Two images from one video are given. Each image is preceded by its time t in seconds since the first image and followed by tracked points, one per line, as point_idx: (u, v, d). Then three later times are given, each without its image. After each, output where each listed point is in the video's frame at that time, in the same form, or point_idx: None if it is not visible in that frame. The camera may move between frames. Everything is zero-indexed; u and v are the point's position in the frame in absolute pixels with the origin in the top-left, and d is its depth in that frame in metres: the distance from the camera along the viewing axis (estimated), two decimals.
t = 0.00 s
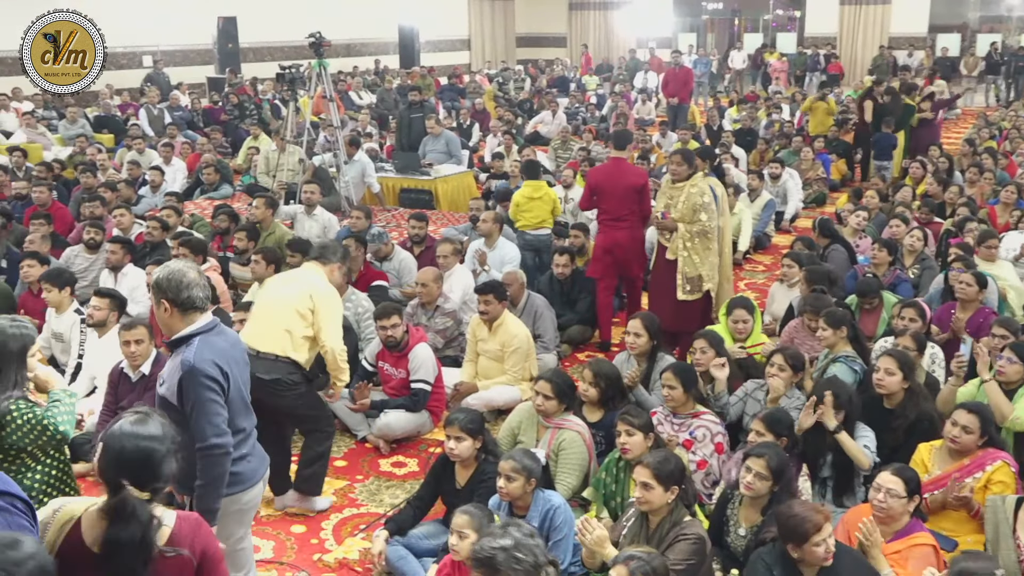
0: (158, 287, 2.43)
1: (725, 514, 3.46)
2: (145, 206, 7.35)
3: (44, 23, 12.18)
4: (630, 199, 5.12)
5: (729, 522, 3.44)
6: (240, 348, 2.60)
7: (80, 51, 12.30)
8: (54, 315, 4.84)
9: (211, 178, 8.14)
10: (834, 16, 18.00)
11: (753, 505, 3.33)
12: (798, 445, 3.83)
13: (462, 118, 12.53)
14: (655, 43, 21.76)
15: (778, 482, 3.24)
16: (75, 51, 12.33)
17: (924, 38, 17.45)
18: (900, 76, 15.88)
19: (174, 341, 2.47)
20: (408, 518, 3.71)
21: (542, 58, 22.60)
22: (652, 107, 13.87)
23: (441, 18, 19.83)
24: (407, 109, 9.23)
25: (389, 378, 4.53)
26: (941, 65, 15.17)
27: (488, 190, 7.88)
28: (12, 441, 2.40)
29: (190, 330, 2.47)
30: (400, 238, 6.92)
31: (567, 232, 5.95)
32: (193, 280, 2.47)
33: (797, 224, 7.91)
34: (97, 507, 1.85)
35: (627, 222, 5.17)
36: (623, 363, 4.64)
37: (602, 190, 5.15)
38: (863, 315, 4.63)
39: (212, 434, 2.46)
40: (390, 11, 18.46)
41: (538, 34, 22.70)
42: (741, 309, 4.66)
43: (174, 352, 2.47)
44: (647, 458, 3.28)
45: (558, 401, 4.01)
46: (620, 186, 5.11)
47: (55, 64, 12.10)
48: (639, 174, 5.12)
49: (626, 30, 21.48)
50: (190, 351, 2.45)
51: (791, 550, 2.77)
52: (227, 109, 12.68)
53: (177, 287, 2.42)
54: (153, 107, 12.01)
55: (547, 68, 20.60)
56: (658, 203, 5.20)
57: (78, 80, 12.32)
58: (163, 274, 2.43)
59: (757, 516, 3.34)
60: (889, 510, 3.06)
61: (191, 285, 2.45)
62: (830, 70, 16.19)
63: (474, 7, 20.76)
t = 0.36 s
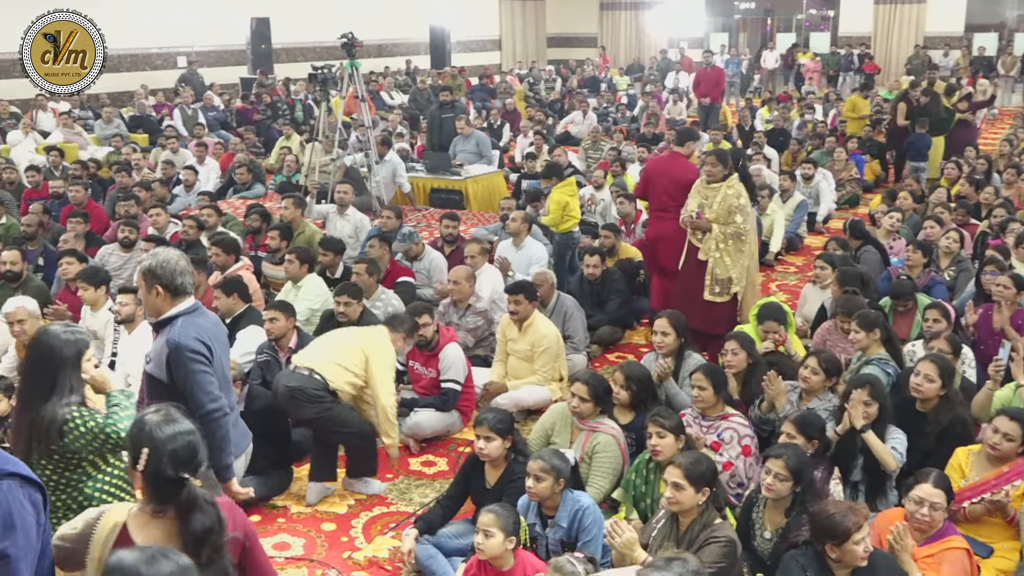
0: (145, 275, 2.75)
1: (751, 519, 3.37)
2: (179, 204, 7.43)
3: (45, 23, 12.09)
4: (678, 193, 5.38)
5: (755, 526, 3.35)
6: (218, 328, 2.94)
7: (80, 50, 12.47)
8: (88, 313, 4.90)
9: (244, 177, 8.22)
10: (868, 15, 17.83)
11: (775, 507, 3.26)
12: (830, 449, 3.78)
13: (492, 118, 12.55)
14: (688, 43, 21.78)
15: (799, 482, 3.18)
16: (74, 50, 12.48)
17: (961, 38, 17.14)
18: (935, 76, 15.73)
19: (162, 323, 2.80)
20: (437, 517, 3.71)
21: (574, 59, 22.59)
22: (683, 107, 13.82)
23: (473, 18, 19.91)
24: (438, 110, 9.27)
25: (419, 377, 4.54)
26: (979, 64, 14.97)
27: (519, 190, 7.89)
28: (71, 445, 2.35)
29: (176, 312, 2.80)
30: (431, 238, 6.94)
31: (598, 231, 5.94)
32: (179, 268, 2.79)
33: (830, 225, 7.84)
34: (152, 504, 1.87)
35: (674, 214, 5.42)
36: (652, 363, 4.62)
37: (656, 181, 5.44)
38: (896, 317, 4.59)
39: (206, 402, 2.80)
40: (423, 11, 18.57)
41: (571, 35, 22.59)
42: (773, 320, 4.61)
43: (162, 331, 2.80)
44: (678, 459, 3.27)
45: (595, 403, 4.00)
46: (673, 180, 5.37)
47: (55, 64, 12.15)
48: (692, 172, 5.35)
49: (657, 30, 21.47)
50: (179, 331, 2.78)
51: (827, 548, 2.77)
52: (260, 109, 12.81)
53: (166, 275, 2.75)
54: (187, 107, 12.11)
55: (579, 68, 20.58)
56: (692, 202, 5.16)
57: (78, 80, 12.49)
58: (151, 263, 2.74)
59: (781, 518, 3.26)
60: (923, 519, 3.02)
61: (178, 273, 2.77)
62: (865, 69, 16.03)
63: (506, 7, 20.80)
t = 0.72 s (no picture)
0: (144, 260, 2.90)
1: (780, 523, 3.30)
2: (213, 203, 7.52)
3: (45, 23, 12.00)
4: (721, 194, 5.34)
5: (784, 531, 3.28)
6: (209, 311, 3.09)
7: (81, 50, 12.38)
8: (130, 307, 4.95)
9: (277, 176, 8.30)
10: (904, 15, 17.64)
11: (804, 512, 3.21)
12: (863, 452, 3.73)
13: (524, 118, 12.56)
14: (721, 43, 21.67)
15: (827, 486, 3.12)
16: (74, 50, 12.44)
17: (1001, 38, 16.72)
18: (973, 77, 15.53)
19: (158, 306, 2.96)
20: (465, 517, 3.70)
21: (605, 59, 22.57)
22: (715, 107, 13.76)
23: (506, 18, 19.96)
24: (469, 110, 9.28)
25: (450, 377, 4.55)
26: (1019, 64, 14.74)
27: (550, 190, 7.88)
28: (145, 449, 2.10)
29: (172, 295, 2.95)
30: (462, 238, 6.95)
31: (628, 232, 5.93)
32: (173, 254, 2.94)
33: (865, 227, 7.76)
34: (238, 489, 1.85)
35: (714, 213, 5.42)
36: (683, 365, 4.59)
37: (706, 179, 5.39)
38: (931, 321, 4.53)
39: (202, 378, 2.95)
40: (456, 11, 18.66)
41: (602, 35, 22.37)
42: (805, 319, 4.61)
43: (158, 313, 2.95)
44: (713, 460, 3.24)
45: (618, 400, 3.98)
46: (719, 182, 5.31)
47: (54, 64, 12.06)
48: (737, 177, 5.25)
49: (689, 30, 21.43)
50: (176, 312, 2.94)
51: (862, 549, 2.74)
52: (293, 109, 12.93)
53: (164, 260, 2.91)
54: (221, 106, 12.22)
55: (609, 69, 20.57)
56: (717, 203, 5.11)
57: (78, 80, 12.38)
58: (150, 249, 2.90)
59: (809, 522, 3.20)
60: (959, 526, 2.97)
61: (175, 259, 2.93)
62: (902, 70, 15.86)
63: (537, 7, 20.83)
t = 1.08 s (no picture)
0: (119, 258, 2.77)
1: (814, 527, 3.26)
2: (243, 201, 7.58)
3: (45, 23, 11.79)
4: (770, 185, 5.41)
5: (817, 534, 3.24)
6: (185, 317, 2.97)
7: (79, 51, 12.22)
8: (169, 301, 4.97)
9: (308, 174, 8.35)
10: (940, 14, 17.44)
11: (839, 516, 3.17)
12: (896, 457, 3.69)
13: (554, 118, 12.56)
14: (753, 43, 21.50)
15: (865, 492, 3.09)
16: (73, 50, 12.29)
17: None
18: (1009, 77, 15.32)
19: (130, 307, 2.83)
20: (495, 515, 3.70)
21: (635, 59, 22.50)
22: (747, 107, 13.68)
23: (536, 17, 19.97)
24: (499, 109, 9.29)
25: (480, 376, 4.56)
26: None
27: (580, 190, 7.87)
28: (204, 448, 2.08)
29: (145, 299, 2.83)
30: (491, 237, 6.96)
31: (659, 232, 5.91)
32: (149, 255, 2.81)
33: (899, 228, 7.67)
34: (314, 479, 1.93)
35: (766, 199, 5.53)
36: (713, 366, 4.57)
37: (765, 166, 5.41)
38: (965, 324, 4.49)
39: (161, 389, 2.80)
40: (487, 10, 18.70)
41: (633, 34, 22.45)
42: (835, 320, 4.59)
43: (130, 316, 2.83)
44: (742, 461, 3.22)
45: (640, 399, 3.96)
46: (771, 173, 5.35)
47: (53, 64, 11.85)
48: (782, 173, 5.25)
49: (720, 30, 21.38)
50: (146, 316, 2.81)
51: (890, 553, 2.71)
52: (324, 108, 13.01)
53: (142, 261, 2.78)
54: (253, 105, 12.30)
55: (639, 68, 20.52)
56: (737, 203, 5.08)
57: (78, 80, 12.20)
58: (127, 249, 2.77)
59: (845, 527, 3.17)
60: (990, 532, 2.93)
61: (150, 261, 2.80)
62: (937, 70, 15.66)
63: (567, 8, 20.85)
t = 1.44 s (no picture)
0: (92, 260, 2.63)
1: (847, 528, 3.24)
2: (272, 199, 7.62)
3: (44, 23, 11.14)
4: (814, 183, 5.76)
5: (851, 536, 3.22)
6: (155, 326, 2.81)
7: (80, 50, 11.53)
8: (200, 297, 5.03)
9: (336, 173, 8.37)
10: (973, 11, 17.24)
11: (874, 519, 3.15)
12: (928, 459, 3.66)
13: (581, 117, 12.54)
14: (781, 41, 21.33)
15: (904, 496, 3.07)
16: (74, 50, 11.56)
17: None
18: None
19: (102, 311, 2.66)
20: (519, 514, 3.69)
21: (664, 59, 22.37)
22: (776, 106, 13.57)
23: (563, 17, 19.90)
24: (527, 109, 9.28)
25: (505, 375, 4.56)
26: None
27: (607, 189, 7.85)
28: (267, 436, 2.25)
29: (119, 302, 2.66)
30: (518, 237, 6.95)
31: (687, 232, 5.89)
32: (123, 258, 2.69)
33: (930, 229, 7.60)
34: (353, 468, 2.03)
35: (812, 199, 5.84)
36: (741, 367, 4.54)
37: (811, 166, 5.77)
38: (999, 325, 4.44)
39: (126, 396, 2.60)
40: (516, 10, 18.69)
41: (661, 33, 22.31)
42: (866, 316, 4.53)
43: (100, 321, 2.65)
44: (773, 463, 3.20)
45: (671, 401, 3.94)
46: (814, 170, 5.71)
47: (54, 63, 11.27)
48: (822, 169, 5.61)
49: (750, 29, 21.27)
50: (123, 318, 2.64)
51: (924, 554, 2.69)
52: (352, 107, 13.04)
53: (115, 264, 2.65)
54: (282, 104, 12.37)
55: (667, 67, 20.41)
56: (760, 203, 5.06)
57: (78, 80, 11.71)
58: (101, 253, 2.64)
59: (880, 530, 3.14)
60: None
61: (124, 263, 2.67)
62: (970, 68, 15.48)
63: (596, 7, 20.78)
